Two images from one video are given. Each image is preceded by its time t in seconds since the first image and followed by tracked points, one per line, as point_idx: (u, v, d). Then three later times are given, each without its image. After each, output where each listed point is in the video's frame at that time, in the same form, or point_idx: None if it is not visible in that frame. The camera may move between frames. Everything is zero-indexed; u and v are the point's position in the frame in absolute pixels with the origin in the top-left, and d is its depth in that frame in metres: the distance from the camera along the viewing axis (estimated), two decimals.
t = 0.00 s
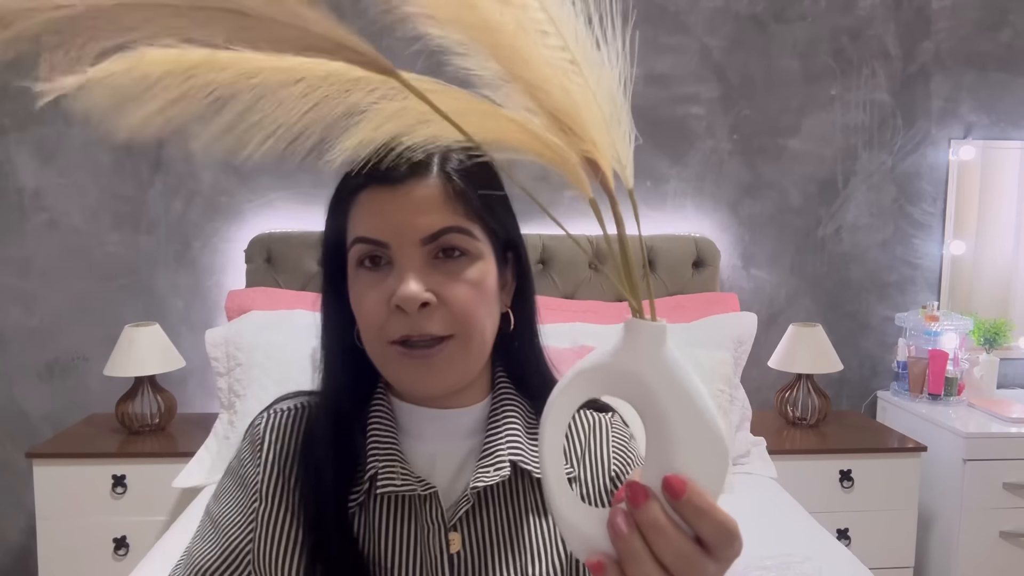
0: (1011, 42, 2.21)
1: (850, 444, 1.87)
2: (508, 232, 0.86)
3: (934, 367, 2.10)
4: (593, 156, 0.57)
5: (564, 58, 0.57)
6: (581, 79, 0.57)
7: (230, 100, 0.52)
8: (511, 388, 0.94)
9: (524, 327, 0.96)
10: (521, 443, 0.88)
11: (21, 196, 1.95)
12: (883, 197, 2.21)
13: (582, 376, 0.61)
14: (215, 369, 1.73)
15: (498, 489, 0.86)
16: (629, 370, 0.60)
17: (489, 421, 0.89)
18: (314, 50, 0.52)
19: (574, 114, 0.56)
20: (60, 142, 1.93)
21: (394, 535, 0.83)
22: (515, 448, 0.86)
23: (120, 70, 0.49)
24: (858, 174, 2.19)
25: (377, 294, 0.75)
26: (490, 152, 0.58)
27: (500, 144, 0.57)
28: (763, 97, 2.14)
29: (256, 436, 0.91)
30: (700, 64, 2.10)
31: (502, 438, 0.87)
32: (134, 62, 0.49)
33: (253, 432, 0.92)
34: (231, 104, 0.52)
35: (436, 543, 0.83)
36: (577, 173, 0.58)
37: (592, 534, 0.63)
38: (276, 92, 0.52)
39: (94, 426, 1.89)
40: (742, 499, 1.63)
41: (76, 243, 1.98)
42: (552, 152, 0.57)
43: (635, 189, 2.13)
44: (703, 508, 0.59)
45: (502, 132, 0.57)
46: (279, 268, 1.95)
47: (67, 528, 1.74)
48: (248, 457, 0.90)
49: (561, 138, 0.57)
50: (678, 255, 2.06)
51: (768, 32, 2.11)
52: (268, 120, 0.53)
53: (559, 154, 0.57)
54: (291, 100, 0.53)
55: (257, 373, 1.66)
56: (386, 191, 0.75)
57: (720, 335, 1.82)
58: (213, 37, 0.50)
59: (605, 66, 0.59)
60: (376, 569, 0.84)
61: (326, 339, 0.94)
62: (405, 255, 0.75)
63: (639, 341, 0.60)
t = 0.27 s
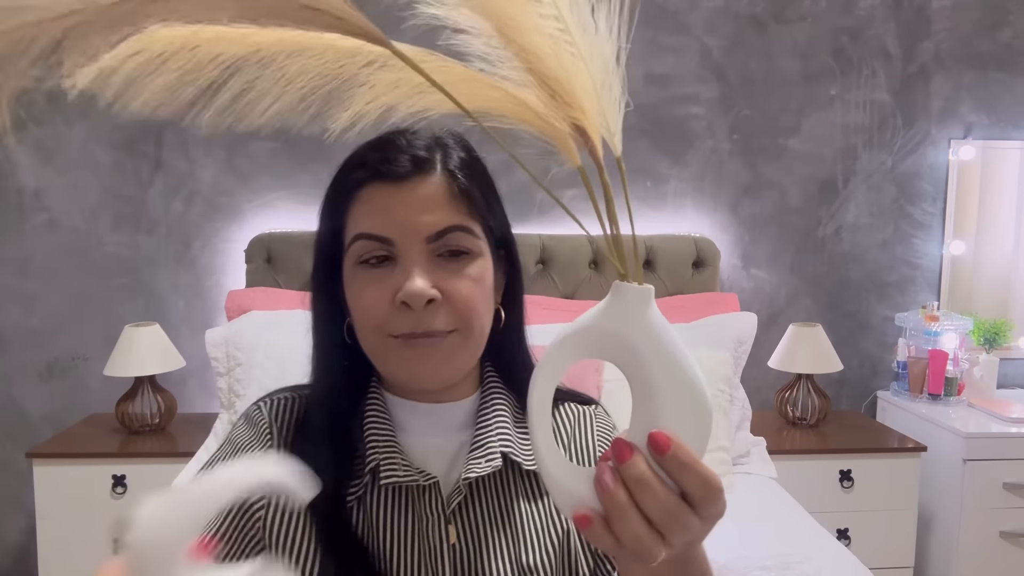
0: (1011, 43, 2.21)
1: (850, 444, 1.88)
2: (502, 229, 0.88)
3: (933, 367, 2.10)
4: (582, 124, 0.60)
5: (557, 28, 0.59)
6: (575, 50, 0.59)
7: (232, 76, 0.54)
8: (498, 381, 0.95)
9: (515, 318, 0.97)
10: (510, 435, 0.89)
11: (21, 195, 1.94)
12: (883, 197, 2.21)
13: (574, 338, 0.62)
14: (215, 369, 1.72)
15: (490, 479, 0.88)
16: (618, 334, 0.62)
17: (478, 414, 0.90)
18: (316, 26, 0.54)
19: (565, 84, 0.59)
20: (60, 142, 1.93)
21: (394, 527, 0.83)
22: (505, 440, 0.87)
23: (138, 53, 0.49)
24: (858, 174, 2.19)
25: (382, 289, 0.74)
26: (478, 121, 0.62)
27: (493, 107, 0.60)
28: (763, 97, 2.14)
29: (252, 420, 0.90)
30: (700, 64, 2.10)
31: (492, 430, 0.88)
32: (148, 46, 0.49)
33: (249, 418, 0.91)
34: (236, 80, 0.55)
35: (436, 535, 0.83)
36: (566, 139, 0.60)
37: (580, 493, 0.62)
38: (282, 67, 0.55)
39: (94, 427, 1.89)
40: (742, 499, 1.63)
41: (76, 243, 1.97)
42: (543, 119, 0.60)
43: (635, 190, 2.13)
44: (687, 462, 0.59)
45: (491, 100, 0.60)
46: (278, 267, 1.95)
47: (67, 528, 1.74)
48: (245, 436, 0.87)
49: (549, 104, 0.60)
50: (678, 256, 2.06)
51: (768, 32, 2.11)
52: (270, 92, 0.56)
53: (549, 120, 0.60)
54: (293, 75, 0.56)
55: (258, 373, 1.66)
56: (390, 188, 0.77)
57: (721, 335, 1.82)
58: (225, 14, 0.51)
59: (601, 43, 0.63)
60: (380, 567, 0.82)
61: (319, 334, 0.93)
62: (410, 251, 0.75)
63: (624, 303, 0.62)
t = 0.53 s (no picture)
0: (1011, 43, 2.21)
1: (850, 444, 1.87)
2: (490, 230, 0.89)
3: (934, 367, 2.10)
4: (569, 143, 0.58)
5: (539, 55, 0.56)
6: (557, 73, 0.57)
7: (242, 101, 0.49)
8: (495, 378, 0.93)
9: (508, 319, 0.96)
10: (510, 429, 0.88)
11: (21, 195, 1.94)
12: (883, 197, 2.21)
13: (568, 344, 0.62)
14: (215, 369, 1.72)
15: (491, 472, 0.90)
16: (613, 339, 0.61)
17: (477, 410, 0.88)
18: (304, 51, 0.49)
19: (550, 105, 0.56)
20: (61, 142, 1.93)
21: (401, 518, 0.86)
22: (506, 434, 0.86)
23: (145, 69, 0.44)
24: (858, 174, 2.19)
25: (378, 288, 0.74)
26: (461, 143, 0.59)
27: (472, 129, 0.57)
28: (763, 97, 2.14)
29: (267, 411, 0.90)
30: (700, 64, 2.10)
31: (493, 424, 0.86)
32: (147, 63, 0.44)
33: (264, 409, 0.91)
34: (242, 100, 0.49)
35: (441, 526, 0.86)
36: (555, 158, 0.58)
37: (580, 490, 0.62)
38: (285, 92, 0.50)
39: (94, 427, 1.89)
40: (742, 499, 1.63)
41: (76, 243, 1.97)
42: (530, 139, 0.57)
43: (635, 190, 2.13)
44: (684, 459, 0.59)
45: (479, 124, 0.56)
46: (278, 267, 1.95)
47: (67, 528, 1.74)
48: (265, 422, 0.87)
49: (537, 125, 0.56)
50: (678, 255, 2.06)
51: (768, 32, 2.11)
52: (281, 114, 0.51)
53: (536, 140, 0.57)
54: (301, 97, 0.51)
55: (258, 373, 1.66)
56: (384, 189, 0.77)
57: (720, 335, 1.82)
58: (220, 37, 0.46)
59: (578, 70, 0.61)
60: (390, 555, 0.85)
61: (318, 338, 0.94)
62: (407, 249, 0.75)
63: (616, 311, 0.62)
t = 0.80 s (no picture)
0: (1011, 43, 2.21)
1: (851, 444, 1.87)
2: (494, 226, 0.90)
3: (934, 367, 2.10)
4: (563, 149, 0.60)
5: (527, 71, 0.59)
6: (546, 86, 0.59)
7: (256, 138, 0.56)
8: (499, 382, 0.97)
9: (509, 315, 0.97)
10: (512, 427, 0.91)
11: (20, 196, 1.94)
12: (883, 197, 2.21)
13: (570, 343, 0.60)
14: (215, 369, 1.72)
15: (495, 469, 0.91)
16: (613, 335, 0.60)
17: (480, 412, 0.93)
18: (298, 88, 0.55)
19: (542, 115, 0.59)
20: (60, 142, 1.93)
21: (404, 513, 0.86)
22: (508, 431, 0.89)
23: (168, 131, 0.52)
24: (858, 175, 2.19)
25: (380, 288, 0.74)
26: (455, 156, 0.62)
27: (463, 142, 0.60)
28: (763, 97, 2.14)
29: (279, 405, 0.90)
30: (700, 64, 2.10)
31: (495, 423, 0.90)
32: (168, 126, 0.52)
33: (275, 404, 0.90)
34: (260, 140, 0.57)
35: (446, 521, 0.86)
36: (551, 163, 0.60)
37: (585, 481, 0.61)
38: (292, 127, 0.57)
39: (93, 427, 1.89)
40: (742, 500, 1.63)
41: (76, 243, 1.97)
42: (526, 147, 0.60)
43: (635, 190, 2.13)
44: (685, 447, 0.60)
45: (479, 138, 0.60)
46: (278, 267, 1.95)
47: (67, 528, 1.73)
48: (278, 416, 0.87)
49: (531, 135, 0.59)
50: (678, 255, 2.06)
51: (768, 32, 2.11)
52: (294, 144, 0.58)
53: (531, 148, 0.60)
54: (306, 129, 0.57)
55: (258, 373, 1.66)
56: (388, 188, 0.76)
57: (721, 335, 1.82)
58: (224, 87, 0.53)
59: (564, 80, 0.63)
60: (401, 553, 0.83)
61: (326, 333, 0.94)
62: (407, 249, 0.75)
63: (613, 306, 0.61)
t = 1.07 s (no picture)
0: (1011, 43, 2.21)
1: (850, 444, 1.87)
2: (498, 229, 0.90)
3: (934, 367, 2.10)
4: (568, 147, 0.60)
5: (532, 69, 0.59)
6: (551, 84, 0.59)
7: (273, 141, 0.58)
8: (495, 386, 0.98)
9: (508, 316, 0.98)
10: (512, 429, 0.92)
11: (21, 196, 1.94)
12: (883, 197, 2.21)
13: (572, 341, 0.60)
14: (215, 369, 1.72)
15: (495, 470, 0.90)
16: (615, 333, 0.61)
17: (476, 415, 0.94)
18: (305, 92, 0.56)
19: (547, 111, 0.59)
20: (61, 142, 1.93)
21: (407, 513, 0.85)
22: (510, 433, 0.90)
23: (187, 137, 0.53)
24: (858, 174, 2.19)
25: (383, 288, 0.74)
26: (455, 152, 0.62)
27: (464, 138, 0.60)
28: (763, 97, 2.14)
29: (281, 404, 0.90)
30: (700, 64, 2.10)
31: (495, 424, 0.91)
32: (188, 132, 0.53)
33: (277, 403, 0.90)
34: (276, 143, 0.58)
35: (448, 522, 0.85)
36: (554, 158, 0.61)
37: (584, 476, 0.61)
38: (306, 128, 0.58)
39: (94, 427, 1.89)
40: (740, 499, 1.63)
41: (76, 243, 1.97)
42: (530, 142, 0.60)
43: (635, 190, 2.13)
44: (684, 443, 0.60)
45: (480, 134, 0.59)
46: (278, 267, 1.95)
47: (67, 528, 1.74)
48: (280, 414, 0.87)
49: (536, 131, 0.59)
50: (678, 255, 2.06)
51: (768, 32, 2.11)
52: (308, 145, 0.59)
53: (537, 144, 0.60)
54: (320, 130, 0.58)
55: (257, 373, 1.66)
56: (395, 189, 0.76)
57: (720, 335, 1.82)
58: (240, 93, 0.54)
59: (571, 82, 0.63)
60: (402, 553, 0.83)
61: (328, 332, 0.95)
62: (412, 250, 0.75)
63: (613, 304, 0.62)
